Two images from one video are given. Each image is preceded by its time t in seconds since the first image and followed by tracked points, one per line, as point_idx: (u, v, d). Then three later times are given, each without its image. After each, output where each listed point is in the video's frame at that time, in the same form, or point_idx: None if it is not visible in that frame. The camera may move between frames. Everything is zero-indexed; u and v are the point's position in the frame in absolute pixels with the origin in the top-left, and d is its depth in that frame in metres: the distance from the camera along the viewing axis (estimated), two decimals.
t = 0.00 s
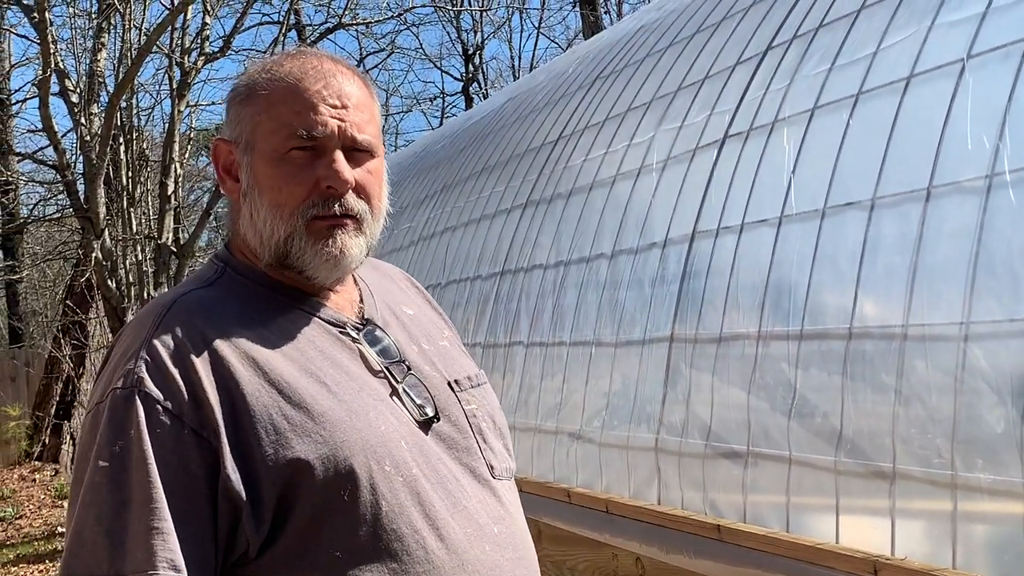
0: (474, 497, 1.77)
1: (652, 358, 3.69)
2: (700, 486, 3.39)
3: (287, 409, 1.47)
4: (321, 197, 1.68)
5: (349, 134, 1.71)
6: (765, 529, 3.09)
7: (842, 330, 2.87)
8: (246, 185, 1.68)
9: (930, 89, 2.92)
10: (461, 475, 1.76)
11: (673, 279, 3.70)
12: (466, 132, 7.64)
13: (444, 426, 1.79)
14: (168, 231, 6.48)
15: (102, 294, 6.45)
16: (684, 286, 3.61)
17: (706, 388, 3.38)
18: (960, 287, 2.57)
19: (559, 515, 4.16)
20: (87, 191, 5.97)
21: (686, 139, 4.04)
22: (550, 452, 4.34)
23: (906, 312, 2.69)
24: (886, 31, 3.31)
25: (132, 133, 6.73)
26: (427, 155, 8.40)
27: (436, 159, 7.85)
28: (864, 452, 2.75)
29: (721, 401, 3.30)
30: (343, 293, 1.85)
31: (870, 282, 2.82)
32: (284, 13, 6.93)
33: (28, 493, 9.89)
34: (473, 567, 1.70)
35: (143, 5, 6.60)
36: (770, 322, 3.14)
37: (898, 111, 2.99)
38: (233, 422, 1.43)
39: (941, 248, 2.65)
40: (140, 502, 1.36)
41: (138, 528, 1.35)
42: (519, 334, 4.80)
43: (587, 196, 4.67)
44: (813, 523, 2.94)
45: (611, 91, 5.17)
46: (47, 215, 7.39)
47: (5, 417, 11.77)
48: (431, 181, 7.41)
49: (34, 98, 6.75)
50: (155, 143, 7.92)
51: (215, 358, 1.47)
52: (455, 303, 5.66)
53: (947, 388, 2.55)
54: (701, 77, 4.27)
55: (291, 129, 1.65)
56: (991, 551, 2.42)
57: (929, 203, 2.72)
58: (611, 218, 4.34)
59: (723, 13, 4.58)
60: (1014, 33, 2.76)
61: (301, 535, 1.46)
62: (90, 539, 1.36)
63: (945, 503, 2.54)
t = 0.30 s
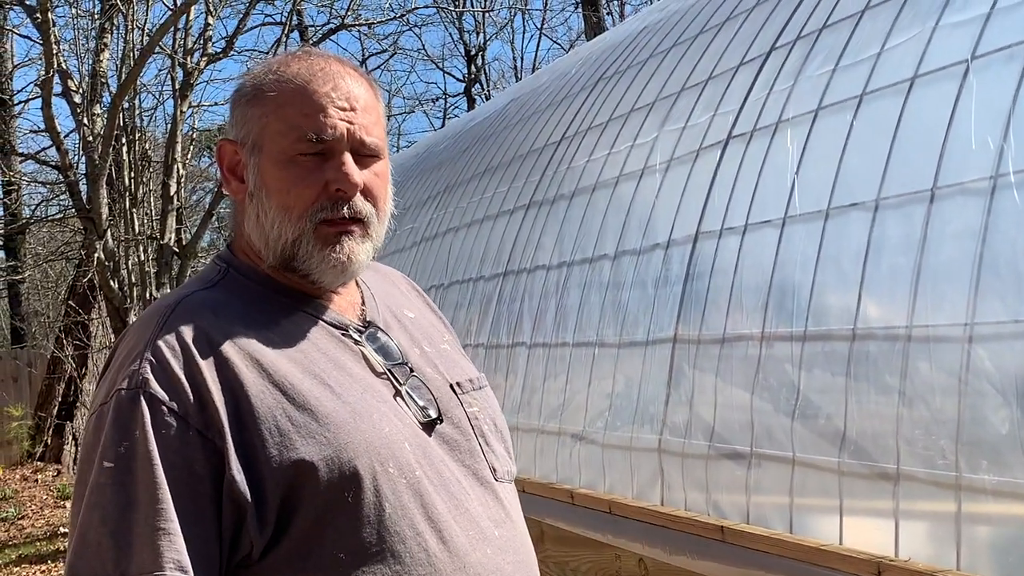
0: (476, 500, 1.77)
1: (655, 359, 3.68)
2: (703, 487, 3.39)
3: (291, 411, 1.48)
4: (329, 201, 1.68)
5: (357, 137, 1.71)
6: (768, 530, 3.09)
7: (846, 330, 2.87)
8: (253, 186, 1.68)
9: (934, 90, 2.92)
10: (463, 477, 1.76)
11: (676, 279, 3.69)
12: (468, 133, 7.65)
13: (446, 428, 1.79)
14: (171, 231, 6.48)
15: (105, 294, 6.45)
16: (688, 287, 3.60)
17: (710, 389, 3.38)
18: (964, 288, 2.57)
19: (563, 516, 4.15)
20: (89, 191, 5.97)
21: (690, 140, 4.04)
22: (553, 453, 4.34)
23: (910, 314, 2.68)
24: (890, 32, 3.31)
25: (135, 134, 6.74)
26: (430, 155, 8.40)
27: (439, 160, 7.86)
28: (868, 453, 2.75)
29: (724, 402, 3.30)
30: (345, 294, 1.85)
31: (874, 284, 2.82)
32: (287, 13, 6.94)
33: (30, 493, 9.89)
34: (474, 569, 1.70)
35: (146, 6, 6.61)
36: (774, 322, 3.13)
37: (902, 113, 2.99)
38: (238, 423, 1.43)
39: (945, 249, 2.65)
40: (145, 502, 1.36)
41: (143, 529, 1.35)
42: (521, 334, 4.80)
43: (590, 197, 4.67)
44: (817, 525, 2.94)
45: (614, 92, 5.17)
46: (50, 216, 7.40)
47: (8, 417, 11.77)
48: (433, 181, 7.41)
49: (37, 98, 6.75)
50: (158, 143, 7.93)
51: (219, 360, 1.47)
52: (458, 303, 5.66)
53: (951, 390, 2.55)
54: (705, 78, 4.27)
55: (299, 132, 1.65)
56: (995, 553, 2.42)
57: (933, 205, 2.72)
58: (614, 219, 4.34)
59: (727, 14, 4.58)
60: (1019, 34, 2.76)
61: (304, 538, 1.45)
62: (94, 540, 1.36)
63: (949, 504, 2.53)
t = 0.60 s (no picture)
0: (473, 499, 1.77)
1: (657, 356, 3.68)
2: (705, 484, 3.39)
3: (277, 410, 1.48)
4: (326, 208, 1.67)
5: (357, 144, 1.70)
6: (770, 527, 3.08)
7: (848, 327, 2.86)
8: (252, 188, 1.67)
9: (936, 87, 2.91)
10: (461, 475, 1.76)
11: (677, 277, 3.69)
12: (469, 131, 7.64)
13: (443, 427, 1.79)
14: (171, 229, 6.47)
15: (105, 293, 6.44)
16: (689, 284, 3.60)
17: (711, 386, 3.37)
18: (966, 284, 2.57)
19: (563, 514, 4.15)
20: (90, 189, 5.97)
21: (691, 137, 4.03)
22: (554, 451, 4.34)
23: (912, 311, 2.68)
24: (892, 28, 3.30)
25: (135, 132, 6.73)
26: (431, 153, 8.39)
27: (439, 157, 7.85)
28: (871, 449, 2.74)
29: (725, 399, 3.29)
30: (343, 294, 1.85)
31: (875, 281, 2.81)
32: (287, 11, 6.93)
33: (32, 492, 9.89)
34: (470, 568, 1.70)
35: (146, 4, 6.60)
36: (774, 319, 3.13)
37: (904, 110, 2.98)
38: (220, 423, 1.43)
39: (947, 246, 2.64)
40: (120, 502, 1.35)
41: (117, 529, 1.34)
42: (522, 332, 4.79)
43: (591, 194, 4.66)
44: (818, 522, 2.94)
45: (615, 90, 5.16)
46: (50, 214, 7.39)
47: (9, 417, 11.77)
48: (434, 179, 7.40)
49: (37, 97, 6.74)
50: (158, 141, 7.92)
51: (205, 361, 1.46)
52: (459, 301, 5.65)
53: (953, 386, 2.55)
54: (706, 75, 4.26)
55: (299, 138, 1.64)
56: (998, 549, 2.42)
57: (935, 202, 2.71)
58: (615, 217, 4.33)
59: (728, 11, 4.57)
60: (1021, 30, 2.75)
61: (295, 539, 1.45)
62: (72, 540, 1.37)
63: (952, 501, 2.53)
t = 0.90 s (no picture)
0: (469, 497, 1.76)
1: (655, 353, 3.67)
2: (703, 480, 3.38)
3: (279, 406, 1.47)
4: (336, 201, 1.67)
5: (361, 136, 1.70)
6: (769, 523, 3.08)
7: (845, 323, 2.85)
8: (255, 188, 1.65)
9: (933, 82, 2.91)
10: (458, 474, 1.75)
11: (675, 273, 3.68)
12: (467, 127, 7.62)
13: (440, 425, 1.78)
14: (168, 227, 6.46)
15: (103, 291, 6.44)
16: (687, 280, 3.59)
17: (709, 382, 3.36)
18: (964, 279, 2.56)
19: (562, 511, 4.15)
20: (87, 187, 5.96)
21: (688, 133, 4.02)
22: (553, 447, 4.34)
23: (910, 307, 2.67)
24: (889, 23, 3.29)
25: (132, 130, 6.72)
26: (428, 150, 8.37)
27: (437, 154, 7.84)
28: (868, 445, 2.74)
29: (724, 395, 3.29)
30: (343, 292, 1.84)
31: (873, 277, 2.81)
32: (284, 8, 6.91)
33: (30, 490, 9.88)
34: (467, 567, 1.69)
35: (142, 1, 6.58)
36: (772, 315, 3.12)
37: (901, 105, 2.97)
38: (224, 419, 1.43)
39: (944, 242, 2.63)
40: (129, 497, 1.35)
41: (126, 524, 1.34)
42: (520, 329, 4.78)
43: (588, 190, 4.65)
44: (817, 518, 2.93)
45: (613, 85, 5.15)
46: (47, 212, 7.38)
47: (7, 415, 11.78)
48: (432, 176, 7.39)
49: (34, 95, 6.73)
50: (155, 139, 7.91)
51: (210, 359, 1.46)
52: (457, 298, 5.64)
53: (952, 382, 2.54)
54: (703, 71, 4.25)
55: (304, 134, 1.62)
56: (996, 545, 2.42)
57: (932, 198, 2.71)
58: (613, 213, 4.32)
59: (725, 6, 4.56)
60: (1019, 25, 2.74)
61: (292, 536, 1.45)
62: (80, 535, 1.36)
63: (951, 496, 2.53)
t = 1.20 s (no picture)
0: (468, 495, 1.76)
1: (652, 350, 3.67)
2: (700, 477, 3.38)
3: (277, 406, 1.47)
4: (337, 197, 1.66)
5: (361, 131, 1.70)
6: (766, 520, 3.08)
7: (841, 320, 2.86)
8: (257, 184, 1.65)
9: (930, 79, 2.91)
10: (457, 471, 1.75)
11: (672, 270, 3.68)
12: (464, 125, 7.61)
13: (439, 422, 1.78)
14: (166, 224, 6.45)
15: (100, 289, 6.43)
16: (684, 277, 3.59)
17: (706, 379, 3.37)
18: (961, 276, 2.56)
19: (559, 508, 4.15)
20: (84, 185, 5.95)
21: (685, 130, 4.02)
22: (550, 445, 4.34)
23: (906, 303, 2.68)
24: (886, 20, 3.29)
25: (129, 127, 6.71)
26: (425, 148, 8.36)
27: (434, 152, 7.83)
28: (865, 442, 2.74)
29: (720, 392, 3.29)
30: (342, 290, 1.84)
31: (870, 273, 2.81)
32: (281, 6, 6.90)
33: (27, 488, 9.87)
34: (465, 564, 1.69)
35: None
36: (769, 312, 3.12)
37: (898, 102, 2.97)
38: (219, 419, 1.43)
39: (941, 239, 2.64)
40: (124, 497, 1.35)
41: (122, 524, 1.35)
42: (517, 326, 4.78)
43: (586, 188, 4.65)
44: (814, 515, 2.94)
45: (610, 83, 5.14)
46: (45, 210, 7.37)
47: (4, 413, 11.77)
48: (429, 173, 7.39)
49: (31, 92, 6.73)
50: (152, 137, 7.90)
51: (207, 358, 1.46)
52: (454, 295, 5.64)
53: (949, 378, 2.54)
54: (700, 68, 4.25)
55: (305, 129, 1.62)
56: (993, 541, 2.42)
57: (929, 194, 2.71)
58: (610, 211, 4.32)
59: (722, 3, 4.55)
60: (1015, 22, 2.75)
61: (288, 534, 1.45)
62: (77, 533, 1.36)
63: (948, 493, 2.53)
